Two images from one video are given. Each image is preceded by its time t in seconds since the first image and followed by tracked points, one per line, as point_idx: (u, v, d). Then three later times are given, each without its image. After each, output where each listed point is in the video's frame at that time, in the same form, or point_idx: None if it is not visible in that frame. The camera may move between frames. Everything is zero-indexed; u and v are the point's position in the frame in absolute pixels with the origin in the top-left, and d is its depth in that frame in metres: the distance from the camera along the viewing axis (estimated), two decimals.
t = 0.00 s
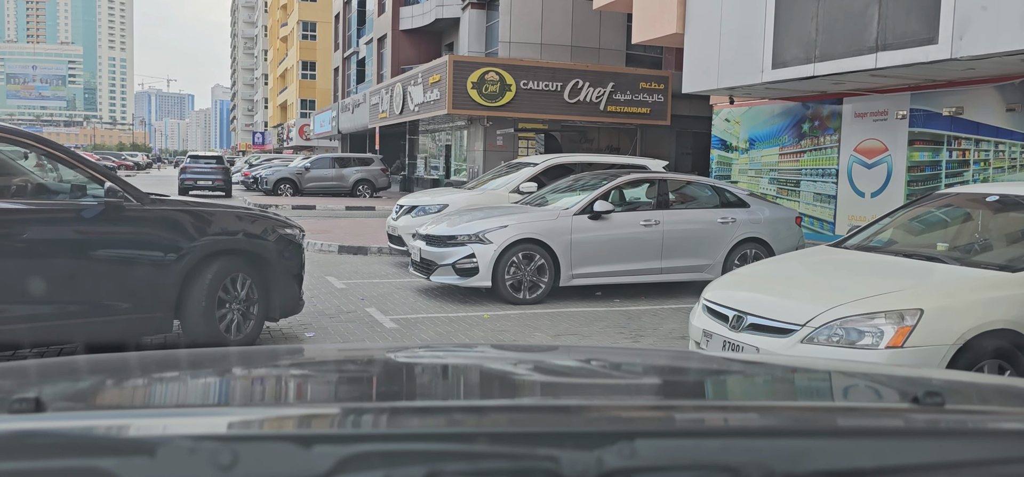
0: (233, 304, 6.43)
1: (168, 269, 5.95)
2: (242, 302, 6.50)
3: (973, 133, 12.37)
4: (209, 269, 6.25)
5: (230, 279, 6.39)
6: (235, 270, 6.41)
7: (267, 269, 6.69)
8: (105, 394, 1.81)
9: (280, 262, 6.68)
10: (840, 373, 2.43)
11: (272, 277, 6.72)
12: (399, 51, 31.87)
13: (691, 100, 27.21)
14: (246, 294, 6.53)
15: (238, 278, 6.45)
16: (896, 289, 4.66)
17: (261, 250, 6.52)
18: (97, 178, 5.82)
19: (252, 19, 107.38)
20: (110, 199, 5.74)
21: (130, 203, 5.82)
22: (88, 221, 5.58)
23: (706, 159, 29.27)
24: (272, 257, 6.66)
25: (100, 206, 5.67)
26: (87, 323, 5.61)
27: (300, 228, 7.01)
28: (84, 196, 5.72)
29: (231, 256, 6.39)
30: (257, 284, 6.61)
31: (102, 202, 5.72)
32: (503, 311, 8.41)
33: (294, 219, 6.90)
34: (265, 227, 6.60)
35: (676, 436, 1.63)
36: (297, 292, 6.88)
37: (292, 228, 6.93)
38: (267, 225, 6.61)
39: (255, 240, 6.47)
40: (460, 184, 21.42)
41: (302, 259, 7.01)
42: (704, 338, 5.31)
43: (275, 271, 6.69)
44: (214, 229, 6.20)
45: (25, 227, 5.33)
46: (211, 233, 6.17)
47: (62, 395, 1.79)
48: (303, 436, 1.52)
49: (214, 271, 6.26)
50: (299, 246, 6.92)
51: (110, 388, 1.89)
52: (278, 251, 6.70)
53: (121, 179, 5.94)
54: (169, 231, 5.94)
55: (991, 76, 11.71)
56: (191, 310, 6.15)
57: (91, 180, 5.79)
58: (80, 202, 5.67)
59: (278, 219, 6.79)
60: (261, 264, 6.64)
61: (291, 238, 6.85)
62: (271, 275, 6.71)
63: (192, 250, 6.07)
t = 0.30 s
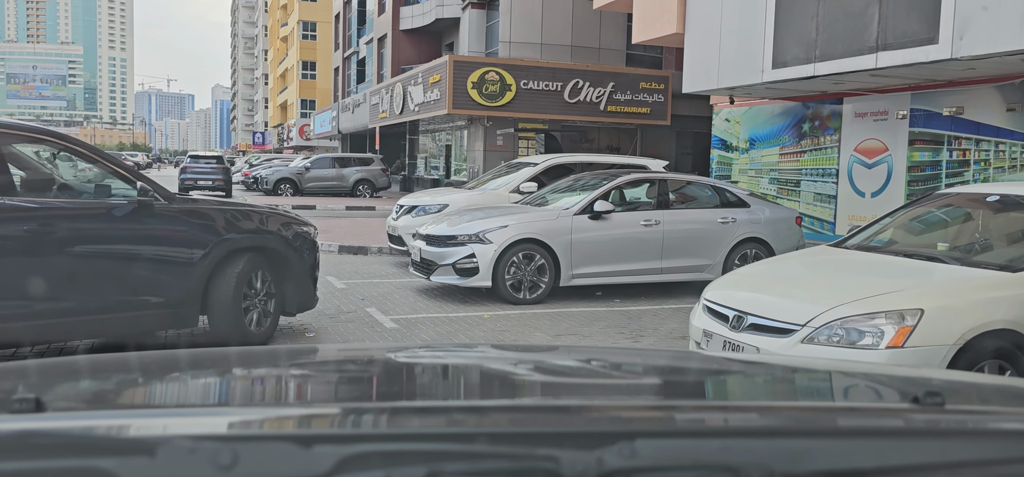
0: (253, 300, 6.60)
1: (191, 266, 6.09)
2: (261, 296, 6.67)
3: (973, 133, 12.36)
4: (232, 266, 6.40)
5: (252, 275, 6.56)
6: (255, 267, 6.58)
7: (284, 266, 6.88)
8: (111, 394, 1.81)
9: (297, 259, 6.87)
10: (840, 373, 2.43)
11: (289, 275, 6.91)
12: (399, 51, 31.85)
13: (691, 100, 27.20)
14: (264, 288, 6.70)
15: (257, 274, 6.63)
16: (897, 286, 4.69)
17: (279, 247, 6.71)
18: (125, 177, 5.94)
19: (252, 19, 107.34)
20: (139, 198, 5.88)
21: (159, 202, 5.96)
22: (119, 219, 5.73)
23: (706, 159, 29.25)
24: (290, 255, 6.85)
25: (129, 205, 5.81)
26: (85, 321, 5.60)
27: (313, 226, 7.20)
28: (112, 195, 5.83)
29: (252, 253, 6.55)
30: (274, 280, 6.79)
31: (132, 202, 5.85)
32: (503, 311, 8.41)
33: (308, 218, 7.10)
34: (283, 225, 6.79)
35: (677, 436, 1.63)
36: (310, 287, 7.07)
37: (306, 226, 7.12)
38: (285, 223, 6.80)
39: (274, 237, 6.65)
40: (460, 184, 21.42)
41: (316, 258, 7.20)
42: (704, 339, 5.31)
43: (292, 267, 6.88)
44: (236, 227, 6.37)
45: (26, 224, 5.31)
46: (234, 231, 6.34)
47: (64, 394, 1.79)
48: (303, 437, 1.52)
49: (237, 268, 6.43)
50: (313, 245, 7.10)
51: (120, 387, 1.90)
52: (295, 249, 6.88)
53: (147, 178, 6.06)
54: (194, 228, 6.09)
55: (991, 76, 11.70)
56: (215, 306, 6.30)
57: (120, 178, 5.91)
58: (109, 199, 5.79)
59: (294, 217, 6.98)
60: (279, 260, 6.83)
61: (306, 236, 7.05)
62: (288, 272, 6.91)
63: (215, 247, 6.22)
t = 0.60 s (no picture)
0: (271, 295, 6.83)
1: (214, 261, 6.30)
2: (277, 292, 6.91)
3: (974, 133, 12.36)
4: (252, 262, 6.63)
5: (271, 271, 6.79)
6: (273, 263, 6.80)
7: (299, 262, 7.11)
8: (115, 393, 1.82)
9: (312, 256, 7.10)
10: (841, 373, 2.43)
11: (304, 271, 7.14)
12: (400, 51, 31.84)
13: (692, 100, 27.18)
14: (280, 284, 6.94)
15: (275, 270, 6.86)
16: (896, 285, 4.71)
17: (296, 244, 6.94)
18: (154, 177, 6.13)
19: (252, 19, 107.34)
20: (167, 199, 6.08)
21: (186, 201, 6.20)
22: (147, 218, 5.91)
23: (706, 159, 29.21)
24: (305, 252, 7.09)
25: (157, 204, 6.01)
26: (85, 320, 5.60)
27: (325, 223, 7.43)
28: (139, 194, 6.01)
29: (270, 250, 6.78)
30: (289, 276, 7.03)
31: (160, 201, 6.05)
32: (504, 311, 8.41)
33: (320, 216, 7.33)
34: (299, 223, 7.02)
35: (677, 436, 1.63)
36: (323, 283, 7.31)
37: (319, 224, 7.36)
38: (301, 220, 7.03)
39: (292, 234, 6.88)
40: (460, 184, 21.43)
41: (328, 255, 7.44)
42: (704, 338, 5.32)
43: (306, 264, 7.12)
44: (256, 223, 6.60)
45: (29, 222, 5.32)
46: (254, 227, 6.57)
47: (65, 395, 1.79)
48: (303, 436, 1.52)
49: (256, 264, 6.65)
50: (326, 243, 7.33)
51: (122, 387, 1.90)
52: (310, 245, 7.12)
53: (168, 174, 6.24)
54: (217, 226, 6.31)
55: (992, 76, 11.69)
56: (237, 300, 6.53)
57: (147, 179, 6.09)
58: (139, 198, 5.99)
59: (307, 215, 7.21)
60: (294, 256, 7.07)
61: (319, 233, 7.29)
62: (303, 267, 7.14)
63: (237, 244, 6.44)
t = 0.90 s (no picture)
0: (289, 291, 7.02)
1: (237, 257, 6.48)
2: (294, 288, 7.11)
3: (975, 133, 12.36)
4: (271, 258, 6.82)
5: (289, 268, 6.99)
6: (291, 260, 6.99)
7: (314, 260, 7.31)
8: (120, 392, 1.83)
9: (327, 253, 7.30)
10: (842, 373, 2.43)
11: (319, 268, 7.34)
12: (401, 51, 31.84)
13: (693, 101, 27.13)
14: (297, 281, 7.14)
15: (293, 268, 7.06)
16: (897, 285, 4.72)
17: (312, 242, 7.14)
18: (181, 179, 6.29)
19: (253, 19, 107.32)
20: (193, 200, 6.27)
21: (210, 200, 6.41)
22: (175, 217, 6.08)
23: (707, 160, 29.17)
24: (319, 249, 7.29)
25: (184, 203, 6.18)
26: (86, 320, 5.62)
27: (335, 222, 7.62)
28: (166, 195, 6.16)
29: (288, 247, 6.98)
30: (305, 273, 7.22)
31: (187, 201, 6.22)
32: (505, 312, 8.41)
33: (331, 214, 7.51)
34: (314, 222, 7.22)
35: (677, 436, 1.63)
36: (336, 279, 7.52)
37: (330, 222, 7.55)
38: (316, 219, 7.24)
39: (309, 233, 7.09)
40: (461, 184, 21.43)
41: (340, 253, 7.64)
42: (706, 339, 5.32)
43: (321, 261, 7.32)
44: (276, 221, 6.80)
45: (33, 221, 5.31)
46: (274, 224, 6.76)
47: (65, 395, 1.79)
48: (303, 436, 1.52)
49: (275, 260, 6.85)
50: (337, 241, 7.53)
51: (121, 387, 1.91)
52: (324, 243, 7.32)
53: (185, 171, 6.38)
54: (239, 223, 6.49)
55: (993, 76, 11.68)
56: (259, 295, 6.73)
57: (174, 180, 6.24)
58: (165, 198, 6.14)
59: (320, 214, 7.40)
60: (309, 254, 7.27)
61: (331, 232, 7.49)
62: (318, 265, 7.34)
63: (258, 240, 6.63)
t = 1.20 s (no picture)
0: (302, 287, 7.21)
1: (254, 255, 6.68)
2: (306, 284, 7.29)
3: (979, 133, 12.31)
4: (287, 255, 7.03)
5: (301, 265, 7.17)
6: (304, 258, 7.20)
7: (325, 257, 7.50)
8: (125, 393, 1.83)
9: (337, 251, 7.52)
10: (844, 373, 2.42)
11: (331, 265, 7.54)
12: (403, 51, 31.84)
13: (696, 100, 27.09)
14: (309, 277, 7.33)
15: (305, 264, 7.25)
16: (900, 284, 4.74)
17: (323, 239, 7.33)
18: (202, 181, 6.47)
19: (255, 20, 107.34)
20: (214, 200, 6.45)
21: (231, 200, 6.62)
22: (199, 215, 6.29)
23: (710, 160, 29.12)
24: (330, 246, 7.47)
25: (206, 203, 6.38)
26: (91, 319, 5.63)
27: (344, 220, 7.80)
28: (188, 195, 6.34)
29: (302, 245, 7.20)
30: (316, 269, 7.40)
31: (208, 201, 6.42)
32: (508, 312, 8.39)
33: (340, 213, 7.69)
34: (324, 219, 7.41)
35: (678, 437, 1.62)
36: (345, 275, 7.69)
37: (339, 221, 7.73)
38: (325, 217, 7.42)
39: (319, 230, 7.28)
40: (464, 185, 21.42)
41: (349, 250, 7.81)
42: (710, 340, 5.29)
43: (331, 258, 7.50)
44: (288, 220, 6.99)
45: (34, 220, 5.30)
46: (290, 223, 6.98)
47: (65, 395, 1.79)
48: (304, 436, 1.51)
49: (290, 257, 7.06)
50: (346, 239, 7.72)
51: (126, 387, 1.90)
52: (334, 240, 7.50)
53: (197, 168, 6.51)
54: (257, 222, 6.70)
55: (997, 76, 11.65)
56: (275, 292, 6.93)
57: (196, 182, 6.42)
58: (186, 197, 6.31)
59: (329, 212, 7.58)
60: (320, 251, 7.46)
61: (341, 229, 7.67)
62: (328, 261, 7.52)
63: (275, 238, 6.84)
